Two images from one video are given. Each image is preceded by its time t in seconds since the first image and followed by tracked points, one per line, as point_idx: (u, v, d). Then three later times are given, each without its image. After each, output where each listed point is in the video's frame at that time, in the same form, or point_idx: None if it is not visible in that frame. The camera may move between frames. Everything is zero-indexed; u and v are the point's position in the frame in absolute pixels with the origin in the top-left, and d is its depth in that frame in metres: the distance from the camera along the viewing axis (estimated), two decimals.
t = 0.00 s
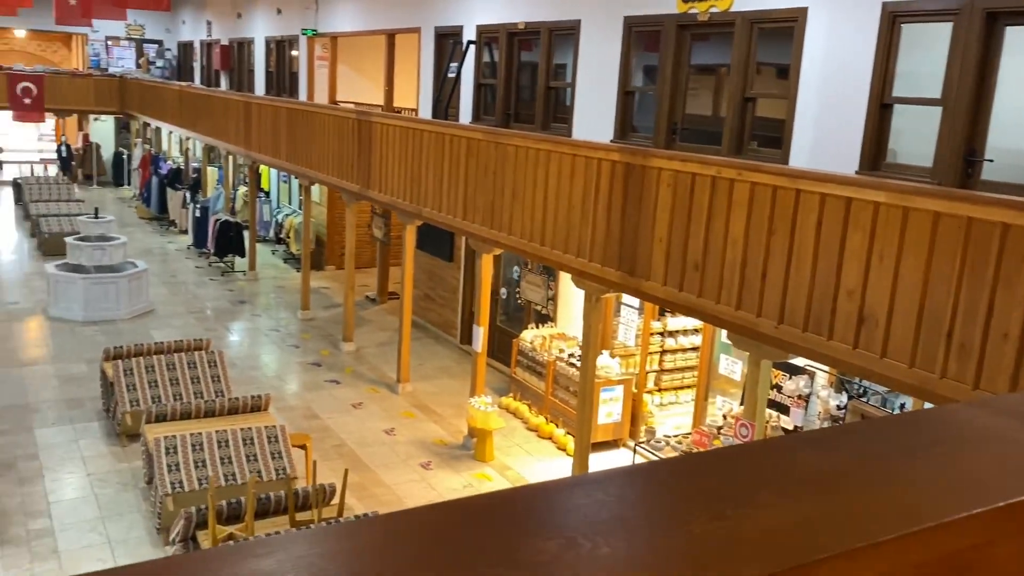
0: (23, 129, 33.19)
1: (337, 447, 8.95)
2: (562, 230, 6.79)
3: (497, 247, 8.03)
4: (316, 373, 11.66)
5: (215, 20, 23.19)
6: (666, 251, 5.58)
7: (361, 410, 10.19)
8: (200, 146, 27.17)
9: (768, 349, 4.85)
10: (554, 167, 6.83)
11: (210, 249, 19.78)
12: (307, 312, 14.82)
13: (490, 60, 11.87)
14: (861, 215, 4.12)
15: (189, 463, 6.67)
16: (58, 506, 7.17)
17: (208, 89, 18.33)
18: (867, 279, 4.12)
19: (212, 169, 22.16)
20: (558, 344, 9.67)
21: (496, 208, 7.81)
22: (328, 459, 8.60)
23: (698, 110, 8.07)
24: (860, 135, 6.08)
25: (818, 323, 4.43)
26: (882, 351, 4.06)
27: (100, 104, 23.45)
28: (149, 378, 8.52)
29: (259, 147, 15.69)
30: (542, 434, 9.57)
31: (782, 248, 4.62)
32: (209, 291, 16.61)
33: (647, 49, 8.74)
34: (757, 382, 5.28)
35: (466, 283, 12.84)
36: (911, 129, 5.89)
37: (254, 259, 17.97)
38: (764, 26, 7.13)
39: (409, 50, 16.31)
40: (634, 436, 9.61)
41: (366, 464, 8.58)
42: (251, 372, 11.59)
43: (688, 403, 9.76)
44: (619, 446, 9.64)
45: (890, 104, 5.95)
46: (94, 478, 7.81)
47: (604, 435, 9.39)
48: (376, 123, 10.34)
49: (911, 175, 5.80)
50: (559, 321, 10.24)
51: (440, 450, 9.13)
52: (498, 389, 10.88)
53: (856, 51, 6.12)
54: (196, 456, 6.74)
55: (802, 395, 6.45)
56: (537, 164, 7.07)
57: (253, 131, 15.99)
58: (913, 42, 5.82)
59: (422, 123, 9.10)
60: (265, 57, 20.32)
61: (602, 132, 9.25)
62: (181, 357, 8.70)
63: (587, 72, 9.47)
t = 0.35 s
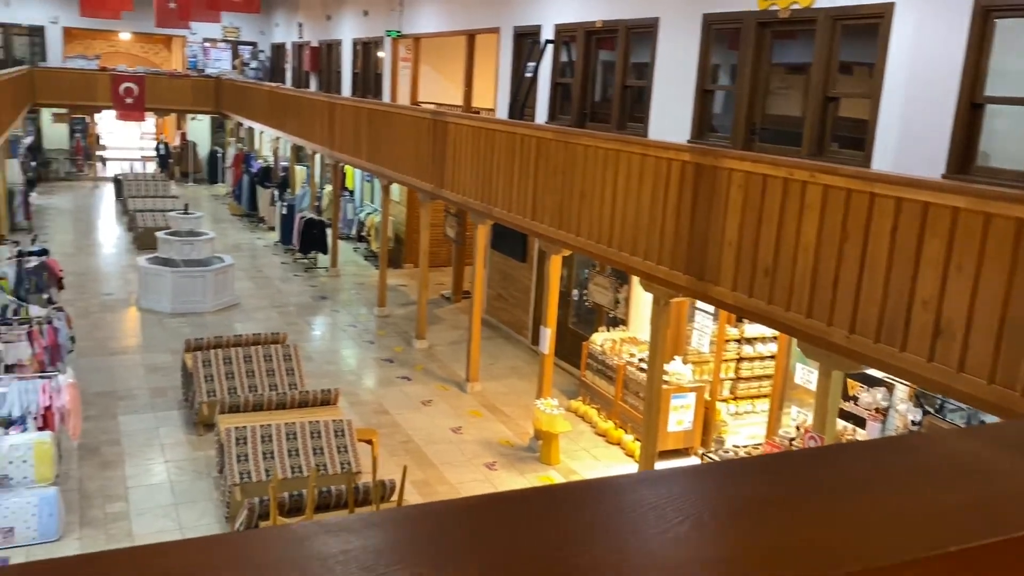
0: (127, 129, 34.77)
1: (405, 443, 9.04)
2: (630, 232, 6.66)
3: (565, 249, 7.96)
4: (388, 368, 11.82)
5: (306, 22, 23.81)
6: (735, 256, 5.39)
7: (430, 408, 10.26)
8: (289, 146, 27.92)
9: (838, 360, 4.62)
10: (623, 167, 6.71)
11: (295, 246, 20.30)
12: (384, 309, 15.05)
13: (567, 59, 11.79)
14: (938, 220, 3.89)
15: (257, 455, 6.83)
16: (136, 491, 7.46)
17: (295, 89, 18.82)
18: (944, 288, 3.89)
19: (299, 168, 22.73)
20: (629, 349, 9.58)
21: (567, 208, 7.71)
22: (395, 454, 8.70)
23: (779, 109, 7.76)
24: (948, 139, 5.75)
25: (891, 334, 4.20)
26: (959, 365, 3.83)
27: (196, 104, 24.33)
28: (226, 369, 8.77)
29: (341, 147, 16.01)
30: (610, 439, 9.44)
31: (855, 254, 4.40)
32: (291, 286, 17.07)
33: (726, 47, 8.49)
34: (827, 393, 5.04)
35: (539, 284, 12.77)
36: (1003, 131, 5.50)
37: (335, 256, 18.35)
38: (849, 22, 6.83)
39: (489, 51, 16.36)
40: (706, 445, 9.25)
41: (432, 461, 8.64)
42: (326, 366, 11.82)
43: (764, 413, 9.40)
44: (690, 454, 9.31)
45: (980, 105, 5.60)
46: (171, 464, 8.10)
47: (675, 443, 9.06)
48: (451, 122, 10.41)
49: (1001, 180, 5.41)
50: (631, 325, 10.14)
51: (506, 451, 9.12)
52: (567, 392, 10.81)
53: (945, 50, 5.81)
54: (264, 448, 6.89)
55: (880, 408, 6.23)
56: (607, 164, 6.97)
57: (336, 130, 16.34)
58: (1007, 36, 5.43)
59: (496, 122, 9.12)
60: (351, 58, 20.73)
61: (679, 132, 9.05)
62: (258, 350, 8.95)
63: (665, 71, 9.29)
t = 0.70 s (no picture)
0: (216, 130, 36.05)
1: (466, 442, 9.06)
2: (694, 234, 6.51)
3: (630, 250, 7.84)
4: (455, 367, 11.89)
5: (386, 23, 24.19)
6: (800, 260, 5.20)
7: (493, 407, 10.28)
8: (367, 146, 28.38)
9: (906, 371, 4.40)
10: (689, 167, 6.56)
11: (369, 244, 20.63)
12: (453, 307, 15.15)
13: (640, 58, 11.65)
14: (1014, 228, 3.66)
15: (319, 448, 6.91)
16: (204, 480, 7.69)
17: (372, 90, 19.14)
18: (1019, 299, 3.66)
19: (375, 168, 23.10)
20: (696, 354, 9.42)
21: (632, 209, 7.59)
22: (457, 453, 8.74)
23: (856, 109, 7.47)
24: None
25: (962, 345, 3.99)
26: None
27: (280, 104, 25.01)
28: (293, 363, 8.94)
29: (415, 146, 16.21)
30: (674, 446, 9.21)
31: (925, 261, 4.19)
32: (364, 283, 17.36)
33: (801, 45, 8.23)
34: (895, 404, 4.83)
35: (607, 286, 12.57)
36: None
37: (407, 254, 18.57)
38: (931, 18, 6.52)
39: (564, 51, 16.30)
40: (773, 455, 8.92)
41: (493, 460, 8.63)
42: (393, 362, 11.98)
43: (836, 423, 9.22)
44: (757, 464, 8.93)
45: None
46: (239, 455, 8.33)
47: (742, 451, 8.66)
48: (519, 122, 10.40)
49: None
50: (700, 329, 9.94)
51: (567, 453, 9.04)
52: (632, 396, 10.66)
53: None
54: (326, 442, 6.98)
55: (955, 420, 5.93)
56: (673, 165, 6.83)
57: (410, 130, 16.58)
58: None
59: (564, 122, 9.07)
60: (428, 59, 20.95)
61: (752, 132, 8.81)
62: (326, 345, 9.10)
63: (738, 70, 9.08)
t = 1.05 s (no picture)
0: (283, 129, 36.78)
1: (517, 442, 8.99)
2: (751, 234, 6.32)
3: (686, 250, 7.67)
4: (509, 366, 11.85)
5: (449, 22, 24.29)
6: (860, 262, 4.99)
7: (546, 408, 10.19)
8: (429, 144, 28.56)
9: (971, 381, 4.19)
10: (746, 165, 6.38)
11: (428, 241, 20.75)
12: (509, 306, 15.11)
13: (702, 56, 11.43)
14: None
15: (368, 444, 6.93)
16: (257, 472, 7.80)
17: (434, 88, 19.24)
18: None
19: (436, 166, 23.23)
20: (754, 357, 9.14)
21: (688, 208, 7.42)
22: (507, 452, 8.67)
23: (924, 105, 7.17)
24: None
25: None
26: None
27: (345, 103, 25.35)
28: (348, 358, 9.01)
29: (474, 144, 16.22)
30: (730, 451, 8.99)
31: (993, 266, 3.96)
32: (422, 280, 17.46)
33: (868, 41, 7.95)
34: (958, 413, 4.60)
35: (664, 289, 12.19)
36: None
37: (465, 252, 18.61)
38: (1007, 11, 6.21)
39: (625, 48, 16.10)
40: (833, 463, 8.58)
41: (543, 461, 8.54)
42: (447, 360, 11.99)
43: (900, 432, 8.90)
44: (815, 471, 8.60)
45: None
46: (291, 448, 8.42)
47: (799, 459, 8.40)
48: (576, 119, 10.30)
49: None
50: (759, 332, 9.67)
51: (619, 456, 8.88)
52: (688, 399, 10.44)
53: None
54: (375, 438, 7.00)
55: None
56: (730, 164, 6.65)
57: (469, 128, 16.61)
58: None
59: (620, 119, 8.94)
60: (490, 57, 20.95)
61: (816, 130, 8.54)
62: (380, 341, 9.17)
63: (802, 67, 8.82)
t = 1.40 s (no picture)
0: (335, 128, 37.20)
1: (556, 446, 8.86)
2: (796, 238, 6.13)
3: (731, 254, 7.49)
4: (550, 368, 11.73)
5: (499, 22, 24.25)
6: (911, 269, 4.79)
7: (587, 412, 10.04)
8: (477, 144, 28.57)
9: None
10: (792, 167, 6.19)
11: (473, 240, 20.77)
12: (553, 307, 15.00)
13: (752, 54, 11.16)
14: None
15: (404, 446, 6.88)
16: (295, 471, 7.83)
17: (481, 88, 19.22)
18: None
19: (483, 165, 23.23)
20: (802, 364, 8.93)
21: (733, 211, 7.22)
22: (546, 457, 8.54)
23: (983, 104, 6.86)
24: None
25: None
26: None
27: (396, 103, 25.35)
28: (387, 359, 9.00)
29: (520, 143, 16.15)
30: (775, 460, 8.74)
31: None
32: (466, 280, 17.45)
33: (923, 38, 7.65)
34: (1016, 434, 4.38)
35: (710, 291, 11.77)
36: None
37: (510, 253, 18.55)
38: None
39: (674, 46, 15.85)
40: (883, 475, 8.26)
41: (583, 467, 8.39)
42: (488, 361, 11.91)
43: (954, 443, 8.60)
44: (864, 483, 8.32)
45: None
46: (331, 448, 8.44)
47: (847, 470, 8.09)
48: (621, 119, 10.16)
49: None
50: (807, 338, 9.39)
51: (661, 463, 8.67)
52: (733, 406, 10.19)
53: None
54: (412, 440, 6.94)
55: None
56: (777, 166, 6.44)
57: (515, 128, 16.54)
58: None
59: (665, 119, 8.78)
60: (539, 56, 20.85)
61: (869, 130, 8.26)
62: (419, 342, 9.13)
63: (855, 66, 8.54)
